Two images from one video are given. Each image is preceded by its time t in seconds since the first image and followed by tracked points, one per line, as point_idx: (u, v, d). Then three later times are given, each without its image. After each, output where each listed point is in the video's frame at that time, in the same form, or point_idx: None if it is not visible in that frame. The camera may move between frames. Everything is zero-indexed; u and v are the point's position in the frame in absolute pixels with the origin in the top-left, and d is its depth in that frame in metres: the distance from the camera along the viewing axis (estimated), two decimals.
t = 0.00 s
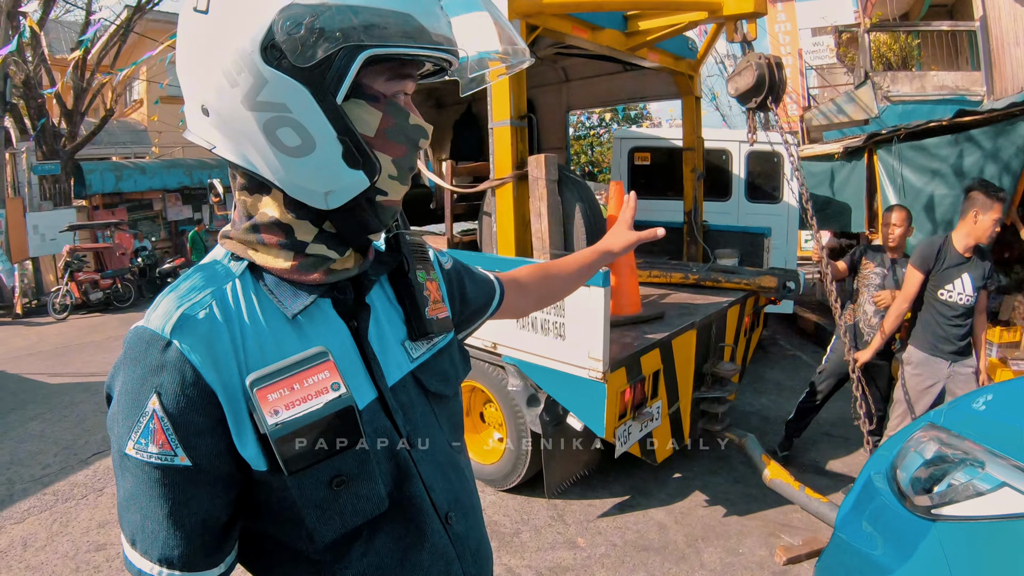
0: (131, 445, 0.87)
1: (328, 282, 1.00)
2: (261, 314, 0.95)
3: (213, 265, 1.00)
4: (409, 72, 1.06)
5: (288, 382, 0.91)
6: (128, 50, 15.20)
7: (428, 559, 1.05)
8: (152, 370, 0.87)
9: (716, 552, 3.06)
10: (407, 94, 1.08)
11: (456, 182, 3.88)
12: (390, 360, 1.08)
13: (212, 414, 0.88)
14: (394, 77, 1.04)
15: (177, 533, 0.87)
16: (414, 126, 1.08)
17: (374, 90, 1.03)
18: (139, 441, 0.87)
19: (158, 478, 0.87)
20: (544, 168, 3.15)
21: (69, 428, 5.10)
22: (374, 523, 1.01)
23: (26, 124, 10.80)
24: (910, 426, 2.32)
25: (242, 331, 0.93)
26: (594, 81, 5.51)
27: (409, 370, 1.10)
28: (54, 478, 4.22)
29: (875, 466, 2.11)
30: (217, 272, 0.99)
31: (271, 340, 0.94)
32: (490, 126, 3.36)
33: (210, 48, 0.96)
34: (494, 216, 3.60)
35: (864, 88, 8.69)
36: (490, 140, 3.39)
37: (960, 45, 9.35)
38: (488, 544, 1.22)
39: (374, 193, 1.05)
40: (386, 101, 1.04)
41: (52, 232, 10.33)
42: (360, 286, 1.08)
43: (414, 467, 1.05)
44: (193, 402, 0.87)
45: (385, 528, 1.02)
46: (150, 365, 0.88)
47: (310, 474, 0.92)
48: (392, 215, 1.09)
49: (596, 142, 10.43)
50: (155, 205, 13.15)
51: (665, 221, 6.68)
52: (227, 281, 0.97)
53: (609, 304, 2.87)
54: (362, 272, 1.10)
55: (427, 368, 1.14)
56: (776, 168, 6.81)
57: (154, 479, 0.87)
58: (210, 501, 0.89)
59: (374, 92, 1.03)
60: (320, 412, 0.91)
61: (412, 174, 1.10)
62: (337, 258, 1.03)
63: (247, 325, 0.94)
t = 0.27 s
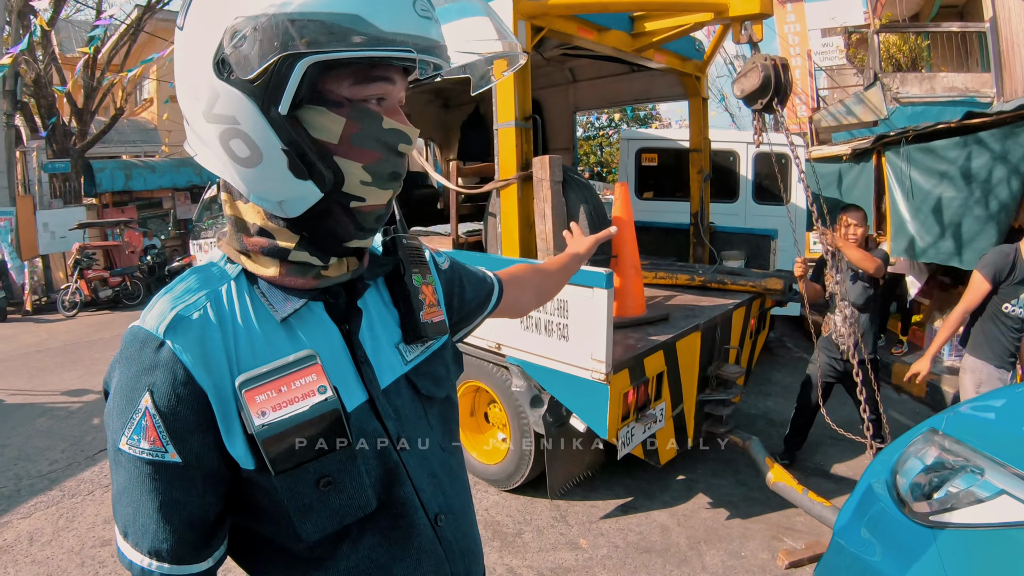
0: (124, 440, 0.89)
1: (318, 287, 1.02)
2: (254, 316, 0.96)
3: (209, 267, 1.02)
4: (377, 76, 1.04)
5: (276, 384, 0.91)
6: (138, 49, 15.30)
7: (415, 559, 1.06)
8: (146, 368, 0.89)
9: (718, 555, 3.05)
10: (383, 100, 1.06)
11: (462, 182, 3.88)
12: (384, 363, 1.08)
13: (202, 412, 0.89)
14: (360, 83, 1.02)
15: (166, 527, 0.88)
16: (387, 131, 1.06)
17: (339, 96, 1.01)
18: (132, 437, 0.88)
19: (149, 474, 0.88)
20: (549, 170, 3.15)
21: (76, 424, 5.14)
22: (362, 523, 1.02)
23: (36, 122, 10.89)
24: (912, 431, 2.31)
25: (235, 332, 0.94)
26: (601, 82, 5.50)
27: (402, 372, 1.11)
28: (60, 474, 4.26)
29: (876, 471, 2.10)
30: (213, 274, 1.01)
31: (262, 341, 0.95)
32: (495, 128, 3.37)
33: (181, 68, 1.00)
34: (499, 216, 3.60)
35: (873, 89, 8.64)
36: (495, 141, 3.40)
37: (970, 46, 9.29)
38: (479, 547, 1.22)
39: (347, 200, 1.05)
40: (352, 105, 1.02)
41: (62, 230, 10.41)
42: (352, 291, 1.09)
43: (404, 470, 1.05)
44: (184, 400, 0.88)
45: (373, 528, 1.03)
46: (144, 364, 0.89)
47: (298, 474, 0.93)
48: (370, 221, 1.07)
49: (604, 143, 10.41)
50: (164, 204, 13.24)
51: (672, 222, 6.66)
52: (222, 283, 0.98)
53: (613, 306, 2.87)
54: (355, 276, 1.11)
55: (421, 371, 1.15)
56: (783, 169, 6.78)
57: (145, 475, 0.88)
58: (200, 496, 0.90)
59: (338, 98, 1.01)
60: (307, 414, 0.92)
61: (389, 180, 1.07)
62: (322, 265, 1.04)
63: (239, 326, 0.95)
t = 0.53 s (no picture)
0: (118, 427, 0.91)
1: (307, 283, 1.02)
2: (247, 311, 0.98)
3: (203, 262, 1.05)
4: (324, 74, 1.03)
5: (261, 376, 0.93)
6: (148, 48, 15.38)
7: (402, 558, 1.06)
8: (139, 358, 0.91)
9: (721, 556, 3.05)
10: (336, 97, 1.06)
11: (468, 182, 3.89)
12: (376, 361, 1.09)
13: (192, 402, 0.91)
14: (308, 82, 1.03)
15: (155, 513, 0.90)
16: (340, 129, 1.06)
17: (288, 97, 1.03)
18: (125, 424, 0.91)
19: (141, 461, 0.90)
20: (555, 170, 3.16)
21: (84, 421, 5.17)
22: (349, 519, 1.02)
23: (47, 121, 10.97)
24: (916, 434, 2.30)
25: (227, 326, 0.96)
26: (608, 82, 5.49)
27: (396, 372, 1.11)
28: (68, 470, 4.29)
29: (879, 474, 2.09)
30: (209, 269, 1.03)
31: (253, 336, 0.97)
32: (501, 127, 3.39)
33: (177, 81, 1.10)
34: (505, 216, 3.61)
35: (882, 90, 8.59)
36: (501, 140, 3.41)
37: (979, 47, 9.23)
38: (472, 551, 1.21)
39: (306, 201, 1.07)
40: (300, 105, 1.03)
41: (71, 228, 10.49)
42: (345, 289, 1.10)
43: (391, 469, 1.05)
44: (174, 390, 0.90)
45: (361, 525, 1.03)
46: (137, 354, 0.91)
47: (282, 466, 0.94)
48: (337, 220, 1.08)
49: (612, 143, 10.40)
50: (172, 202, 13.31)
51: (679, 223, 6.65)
52: (218, 277, 1.01)
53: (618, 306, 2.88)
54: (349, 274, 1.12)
55: (416, 370, 1.15)
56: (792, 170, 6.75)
57: (136, 461, 0.90)
58: (188, 485, 0.91)
59: (288, 98, 1.03)
60: (290, 407, 0.93)
61: (348, 179, 1.08)
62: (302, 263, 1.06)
63: (232, 321, 0.97)
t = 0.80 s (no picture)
0: (116, 422, 0.91)
1: (300, 282, 1.02)
2: (244, 310, 1.00)
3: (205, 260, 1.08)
4: (288, 80, 1.03)
5: (252, 373, 0.93)
6: (156, 47, 15.45)
7: (399, 558, 1.06)
8: (136, 354, 0.92)
9: (727, 558, 3.04)
10: (304, 102, 1.06)
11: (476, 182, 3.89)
12: (374, 362, 1.08)
13: (189, 400, 0.92)
14: (271, 88, 1.03)
15: (151, 507, 0.90)
16: (302, 137, 1.06)
17: (253, 104, 1.04)
18: (123, 419, 0.91)
19: (138, 456, 0.91)
20: (562, 170, 3.16)
21: (91, 417, 5.20)
22: (344, 517, 1.02)
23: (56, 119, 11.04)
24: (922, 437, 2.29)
25: (224, 324, 0.97)
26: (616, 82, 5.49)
27: (395, 374, 1.10)
28: (75, 467, 4.31)
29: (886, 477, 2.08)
30: (208, 269, 1.05)
31: (250, 334, 0.98)
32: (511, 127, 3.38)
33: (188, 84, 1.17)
34: (512, 216, 3.61)
35: (891, 91, 8.55)
36: (509, 140, 3.41)
37: (989, 48, 9.18)
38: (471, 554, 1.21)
39: (278, 208, 1.08)
40: (264, 113, 1.04)
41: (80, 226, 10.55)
42: (341, 290, 1.10)
43: (386, 469, 1.05)
44: (170, 387, 0.91)
45: (357, 524, 1.04)
46: (135, 350, 0.92)
47: (275, 463, 0.95)
48: (310, 228, 1.08)
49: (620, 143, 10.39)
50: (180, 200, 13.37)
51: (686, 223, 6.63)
52: (218, 276, 1.03)
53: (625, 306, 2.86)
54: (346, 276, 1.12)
55: (416, 373, 1.14)
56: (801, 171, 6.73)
57: (134, 456, 0.91)
58: (185, 480, 0.92)
59: (253, 105, 1.04)
60: (280, 405, 0.93)
61: (316, 186, 1.07)
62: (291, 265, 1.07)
63: (229, 319, 0.98)
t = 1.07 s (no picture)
0: (113, 418, 0.94)
1: (296, 283, 1.02)
2: (239, 312, 1.00)
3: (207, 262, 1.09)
4: (269, 75, 1.01)
5: (239, 377, 0.92)
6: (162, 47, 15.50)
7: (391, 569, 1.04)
8: (132, 353, 0.94)
9: (733, 560, 3.03)
10: (286, 97, 1.04)
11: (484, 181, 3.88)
12: (373, 368, 1.06)
13: (181, 401, 0.93)
14: (254, 85, 1.02)
15: (143, 503, 0.93)
16: (283, 132, 1.04)
17: (239, 102, 1.04)
18: (119, 416, 0.94)
19: (134, 452, 0.93)
20: (570, 170, 3.16)
21: (97, 415, 5.22)
22: (335, 526, 1.01)
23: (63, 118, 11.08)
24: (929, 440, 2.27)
25: (220, 325, 0.98)
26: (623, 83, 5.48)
27: (395, 382, 1.08)
28: (80, 464, 4.33)
29: (893, 480, 2.07)
30: (209, 269, 1.06)
31: (244, 336, 0.98)
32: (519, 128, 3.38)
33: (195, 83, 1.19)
34: (520, 216, 3.60)
35: (899, 92, 8.51)
36: (517, 141, 3.41)
37: (997, 50, 9.13)
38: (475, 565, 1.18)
39: (269, 207, 1.07)
40: (248, 111, 1.03)
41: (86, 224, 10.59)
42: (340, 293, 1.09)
43: (381, 478, 1.04)
44: (162, 387, 0.92)
45: (350, 533, 1.02)
46: (131, 349, 0.94)
47: (263, 467, 0.94)
48: (300, 226, 1.07)
49: (626, 143, 10.37)
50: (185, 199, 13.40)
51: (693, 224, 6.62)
52: (217, 277, 1.04)
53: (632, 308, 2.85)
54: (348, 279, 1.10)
55: (420, 382, 1.11)
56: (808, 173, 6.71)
57: (129, 453, 0.93)
58: (177, 478, 0.93)
59: (239, 103, 1.04)
60: (268, 410, 0.92)
61: (300, 183, 1.06)
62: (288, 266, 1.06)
63: (225, 321, 0.98)
